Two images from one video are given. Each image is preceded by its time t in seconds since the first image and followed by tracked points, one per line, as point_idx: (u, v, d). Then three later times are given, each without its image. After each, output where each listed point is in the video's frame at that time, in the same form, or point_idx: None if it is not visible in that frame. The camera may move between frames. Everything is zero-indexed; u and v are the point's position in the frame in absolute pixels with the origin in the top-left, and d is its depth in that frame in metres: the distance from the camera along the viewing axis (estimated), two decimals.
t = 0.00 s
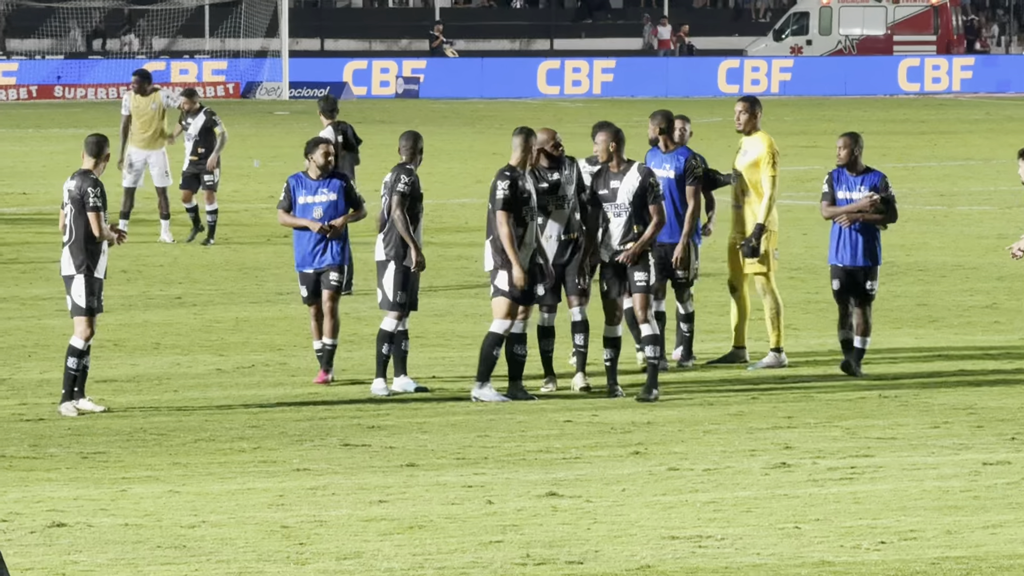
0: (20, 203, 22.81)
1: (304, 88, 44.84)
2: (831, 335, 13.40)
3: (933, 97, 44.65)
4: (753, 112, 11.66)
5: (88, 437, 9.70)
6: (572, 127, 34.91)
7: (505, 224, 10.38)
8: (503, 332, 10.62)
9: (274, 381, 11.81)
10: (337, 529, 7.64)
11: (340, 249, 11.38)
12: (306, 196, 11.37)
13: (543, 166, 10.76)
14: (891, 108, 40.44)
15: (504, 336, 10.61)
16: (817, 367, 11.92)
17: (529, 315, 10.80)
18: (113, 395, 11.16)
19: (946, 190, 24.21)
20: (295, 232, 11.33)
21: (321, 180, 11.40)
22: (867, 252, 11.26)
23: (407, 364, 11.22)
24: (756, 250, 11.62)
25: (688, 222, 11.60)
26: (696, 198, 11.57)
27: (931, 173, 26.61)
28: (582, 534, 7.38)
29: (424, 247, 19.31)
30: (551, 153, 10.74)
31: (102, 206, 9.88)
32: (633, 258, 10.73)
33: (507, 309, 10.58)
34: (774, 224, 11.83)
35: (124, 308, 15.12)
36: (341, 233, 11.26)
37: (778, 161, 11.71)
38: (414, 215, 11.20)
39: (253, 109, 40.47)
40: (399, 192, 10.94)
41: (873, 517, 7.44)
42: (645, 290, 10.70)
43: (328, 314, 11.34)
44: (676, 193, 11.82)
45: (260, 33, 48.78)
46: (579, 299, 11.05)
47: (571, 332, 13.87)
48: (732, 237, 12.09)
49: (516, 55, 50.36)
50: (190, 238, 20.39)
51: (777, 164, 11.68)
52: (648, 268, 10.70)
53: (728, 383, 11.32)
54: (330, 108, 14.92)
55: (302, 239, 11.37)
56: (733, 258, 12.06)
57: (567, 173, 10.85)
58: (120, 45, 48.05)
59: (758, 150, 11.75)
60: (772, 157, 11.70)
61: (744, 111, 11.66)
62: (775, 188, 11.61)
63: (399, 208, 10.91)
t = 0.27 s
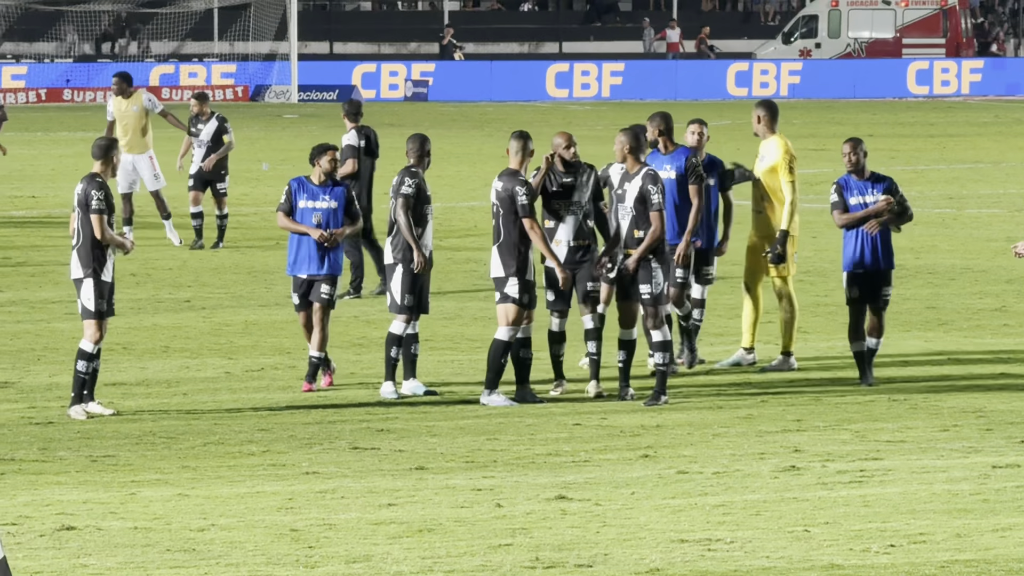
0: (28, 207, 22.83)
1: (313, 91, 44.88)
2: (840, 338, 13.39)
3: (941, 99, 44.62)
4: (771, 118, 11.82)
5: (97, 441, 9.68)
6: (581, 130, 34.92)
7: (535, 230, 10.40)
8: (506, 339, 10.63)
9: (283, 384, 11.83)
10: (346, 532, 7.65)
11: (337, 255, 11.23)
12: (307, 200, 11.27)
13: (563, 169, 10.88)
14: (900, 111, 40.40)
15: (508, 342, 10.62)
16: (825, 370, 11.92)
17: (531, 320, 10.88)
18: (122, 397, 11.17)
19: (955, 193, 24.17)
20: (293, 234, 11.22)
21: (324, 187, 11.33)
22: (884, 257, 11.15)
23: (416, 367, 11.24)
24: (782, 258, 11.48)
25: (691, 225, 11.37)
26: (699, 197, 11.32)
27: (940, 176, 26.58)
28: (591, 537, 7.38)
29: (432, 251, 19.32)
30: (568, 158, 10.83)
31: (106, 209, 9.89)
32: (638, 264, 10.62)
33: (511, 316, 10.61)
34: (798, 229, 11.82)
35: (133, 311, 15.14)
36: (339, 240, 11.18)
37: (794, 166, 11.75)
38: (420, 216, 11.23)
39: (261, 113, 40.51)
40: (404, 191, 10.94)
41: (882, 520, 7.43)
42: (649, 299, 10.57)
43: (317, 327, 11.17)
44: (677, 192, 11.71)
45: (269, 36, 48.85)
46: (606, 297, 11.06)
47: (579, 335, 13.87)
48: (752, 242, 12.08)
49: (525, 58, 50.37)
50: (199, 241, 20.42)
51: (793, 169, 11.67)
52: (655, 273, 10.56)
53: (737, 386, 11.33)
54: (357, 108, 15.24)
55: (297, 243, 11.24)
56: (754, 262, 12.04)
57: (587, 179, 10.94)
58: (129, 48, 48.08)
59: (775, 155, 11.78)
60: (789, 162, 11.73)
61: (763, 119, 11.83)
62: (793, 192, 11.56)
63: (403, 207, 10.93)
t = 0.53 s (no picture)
0: (38, 208, 22.87)
1: (322, 93, 44.92)
2: (848, 340, 13.39)
3: (950, 101, 44.57)
4: (785, 121, 11.72)
5: (106, 442, 9.68)
6: (590, 132, 34.94)
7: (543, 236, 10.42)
8: (506, 340, 10.67)
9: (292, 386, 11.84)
10: (355, 534, 7.66)
11: (334, 255, 11.17)
12: (310, 201, 11.22)
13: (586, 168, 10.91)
14: (908, 113, 40.37)
15: (508, 345, 10.67)
16: (834, 372, 11.92)
17: (530, 323, 10.88)
18: (131, 399, 11.19)
19: (964, 195, 24.17)
20: (293, 234, 11.13)
21: (326, 188, 11.31)
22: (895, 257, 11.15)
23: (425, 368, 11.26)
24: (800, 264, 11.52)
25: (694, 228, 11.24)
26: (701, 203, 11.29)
27: (949, 177, 26.57)
28: (600, 538, 7.38)
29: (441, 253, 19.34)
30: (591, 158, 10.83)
31: (106, 210, 9.89)
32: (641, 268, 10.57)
33: (509, 317, 10.64)
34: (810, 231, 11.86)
35: (142, 313, 15.16)
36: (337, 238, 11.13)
37: (802, 170, 11.67)
38: (424, 219, 11.24)
39: (270, 115, 40.55)
40: (408, 193, 10.98)
41: (891, 521, 7.43)
42: (651, 302, 10.51)
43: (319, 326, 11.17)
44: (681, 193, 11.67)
45: (278, 38, 48.90)
46: (622, 292, 11.25)
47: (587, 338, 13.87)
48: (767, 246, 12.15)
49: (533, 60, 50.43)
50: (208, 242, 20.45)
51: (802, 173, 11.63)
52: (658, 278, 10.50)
53: (745, 388, 11.34)
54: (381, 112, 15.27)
55: (294, 242, 11.17)
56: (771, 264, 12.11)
57: (609, 180, 10.90)
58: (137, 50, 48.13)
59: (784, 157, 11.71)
60: (798, 166, 11.65)
61: (779, 121, 11.74)
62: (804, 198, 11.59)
63: (405, 208, 10.95)
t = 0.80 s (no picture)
0: (50, 213, 22.92)
1: (333, 98, 44.97)
2: (859, 344, 13.37)
3: (962, 105, 44.49)
4: (808, 124, 11.66)
5: (118, 447, 9.69)
6: (601, 136, 34.95)
7: (540, 242, 10.51)
8: (515, 345, 10.69)
9: (303, 391, 11.86)
10: (367, 539, 7.67)
11: (335, 262, 11.12)
12: (317, 211, 11.10)
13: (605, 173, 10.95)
14: (919, 116, 40.31)
15: (517, 349, 10.70)
16: (845, 377, 11.90)
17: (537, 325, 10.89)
18: (143, 405, 11.21)
19: (976, 199, 24.13)
20: (297, 242, 10.99)
21: (323, 196, 11.17)
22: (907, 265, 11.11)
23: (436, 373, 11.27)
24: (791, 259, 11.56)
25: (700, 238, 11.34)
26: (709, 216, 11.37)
27: (961, 181, 26.54)
28: (612, 543, 7.39)
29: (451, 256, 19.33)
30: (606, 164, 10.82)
31: (112, 216, 9.94)
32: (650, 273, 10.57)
33: (516, 323, 10.65)
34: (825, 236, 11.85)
35: (153, 318, 15.19)
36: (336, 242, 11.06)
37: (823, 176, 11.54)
38: (433, 224, 11.15)
39: (281, 120, 40.62)
40: (413, 200, 10.96)
41: (902, 526, 7.42)
42: (661, 307, 10.57)
43: (328, 334, 11.15)
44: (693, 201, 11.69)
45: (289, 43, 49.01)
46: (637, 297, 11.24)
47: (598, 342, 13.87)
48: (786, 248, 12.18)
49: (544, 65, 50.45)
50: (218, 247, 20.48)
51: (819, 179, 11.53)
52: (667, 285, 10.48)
53: (757, 392, 11.33)
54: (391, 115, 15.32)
55: (295, 249, 11.04)
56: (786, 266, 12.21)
57: (629, 185, 10.85)
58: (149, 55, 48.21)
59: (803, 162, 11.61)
60: (817, 171, 11.51)
61: (801, 125, 11.68)
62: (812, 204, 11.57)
63: (409, 217, 10.94)
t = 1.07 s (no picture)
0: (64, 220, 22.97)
1: (346, 104, 45.03)
2: (872, 350, 13.35)
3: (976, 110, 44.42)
4: (832, 129, 11.74)
5: (131, 453, 9.70)
6: (614, 142, 34.95)
7: (549, 246, 10.50)
8: (529, 351, 10.67)
9: (317, 397, 11.88)
10: (381, 545, 7.67)
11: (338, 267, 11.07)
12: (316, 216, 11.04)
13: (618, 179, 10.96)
14: (933, 121, 40.24)
15: (531, 356, 10.67)
16: (859, 382, 11.87)
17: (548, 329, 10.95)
18: (157, 411, 11.23)
19: (990, 204, 24.09)
20: (300, 248, 10.96)
21: (316, 201, 11.09)
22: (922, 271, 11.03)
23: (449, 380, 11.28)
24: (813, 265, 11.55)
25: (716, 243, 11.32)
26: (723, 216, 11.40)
27: (975, 186, 26.49)
28: (626, 549, 7.38)
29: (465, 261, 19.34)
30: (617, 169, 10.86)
31: (127, 223, 9.94)
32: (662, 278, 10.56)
33: (528, 329, 10.64)
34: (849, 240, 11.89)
35: (167, 324, 15.21)
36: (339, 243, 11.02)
37: (845, 177, 11.61)
38: (442, 229, 11.14)
39: (294, 126, 40.68)
40: (422, 206, 11.01)
41: (916, 531, 7.41)
42: (672, 312, 10.55)
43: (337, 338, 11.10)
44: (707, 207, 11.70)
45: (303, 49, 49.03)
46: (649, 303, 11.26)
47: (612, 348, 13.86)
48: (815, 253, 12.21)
49: (557, 70, 50.47)
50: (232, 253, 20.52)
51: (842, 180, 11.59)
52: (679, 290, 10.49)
53: (771, 398, 11.31)
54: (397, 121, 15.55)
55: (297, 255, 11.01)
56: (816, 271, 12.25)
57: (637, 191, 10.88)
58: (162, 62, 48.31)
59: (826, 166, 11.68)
60: (839, 172, 11.56)
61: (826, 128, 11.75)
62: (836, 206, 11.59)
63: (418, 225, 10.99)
